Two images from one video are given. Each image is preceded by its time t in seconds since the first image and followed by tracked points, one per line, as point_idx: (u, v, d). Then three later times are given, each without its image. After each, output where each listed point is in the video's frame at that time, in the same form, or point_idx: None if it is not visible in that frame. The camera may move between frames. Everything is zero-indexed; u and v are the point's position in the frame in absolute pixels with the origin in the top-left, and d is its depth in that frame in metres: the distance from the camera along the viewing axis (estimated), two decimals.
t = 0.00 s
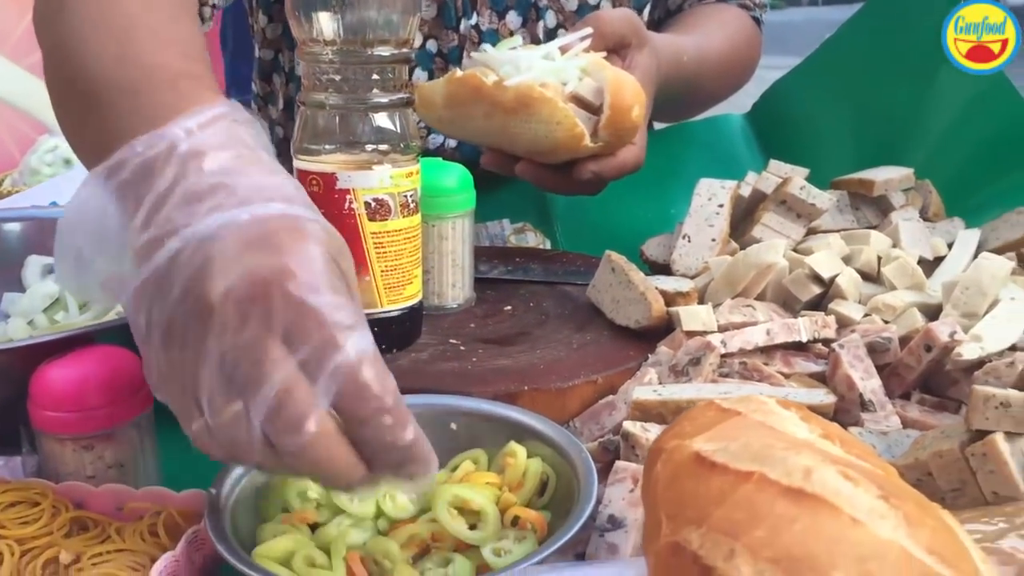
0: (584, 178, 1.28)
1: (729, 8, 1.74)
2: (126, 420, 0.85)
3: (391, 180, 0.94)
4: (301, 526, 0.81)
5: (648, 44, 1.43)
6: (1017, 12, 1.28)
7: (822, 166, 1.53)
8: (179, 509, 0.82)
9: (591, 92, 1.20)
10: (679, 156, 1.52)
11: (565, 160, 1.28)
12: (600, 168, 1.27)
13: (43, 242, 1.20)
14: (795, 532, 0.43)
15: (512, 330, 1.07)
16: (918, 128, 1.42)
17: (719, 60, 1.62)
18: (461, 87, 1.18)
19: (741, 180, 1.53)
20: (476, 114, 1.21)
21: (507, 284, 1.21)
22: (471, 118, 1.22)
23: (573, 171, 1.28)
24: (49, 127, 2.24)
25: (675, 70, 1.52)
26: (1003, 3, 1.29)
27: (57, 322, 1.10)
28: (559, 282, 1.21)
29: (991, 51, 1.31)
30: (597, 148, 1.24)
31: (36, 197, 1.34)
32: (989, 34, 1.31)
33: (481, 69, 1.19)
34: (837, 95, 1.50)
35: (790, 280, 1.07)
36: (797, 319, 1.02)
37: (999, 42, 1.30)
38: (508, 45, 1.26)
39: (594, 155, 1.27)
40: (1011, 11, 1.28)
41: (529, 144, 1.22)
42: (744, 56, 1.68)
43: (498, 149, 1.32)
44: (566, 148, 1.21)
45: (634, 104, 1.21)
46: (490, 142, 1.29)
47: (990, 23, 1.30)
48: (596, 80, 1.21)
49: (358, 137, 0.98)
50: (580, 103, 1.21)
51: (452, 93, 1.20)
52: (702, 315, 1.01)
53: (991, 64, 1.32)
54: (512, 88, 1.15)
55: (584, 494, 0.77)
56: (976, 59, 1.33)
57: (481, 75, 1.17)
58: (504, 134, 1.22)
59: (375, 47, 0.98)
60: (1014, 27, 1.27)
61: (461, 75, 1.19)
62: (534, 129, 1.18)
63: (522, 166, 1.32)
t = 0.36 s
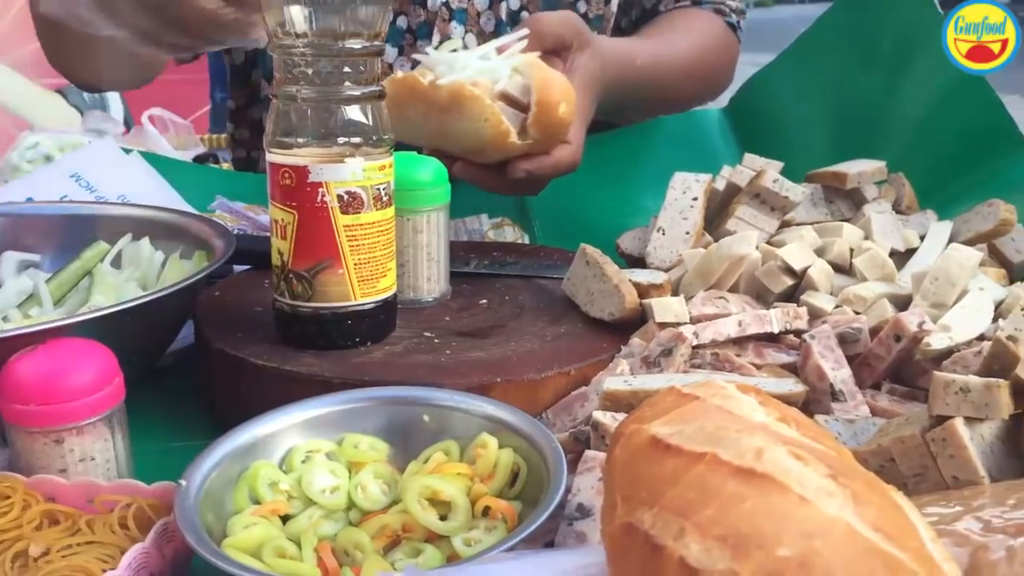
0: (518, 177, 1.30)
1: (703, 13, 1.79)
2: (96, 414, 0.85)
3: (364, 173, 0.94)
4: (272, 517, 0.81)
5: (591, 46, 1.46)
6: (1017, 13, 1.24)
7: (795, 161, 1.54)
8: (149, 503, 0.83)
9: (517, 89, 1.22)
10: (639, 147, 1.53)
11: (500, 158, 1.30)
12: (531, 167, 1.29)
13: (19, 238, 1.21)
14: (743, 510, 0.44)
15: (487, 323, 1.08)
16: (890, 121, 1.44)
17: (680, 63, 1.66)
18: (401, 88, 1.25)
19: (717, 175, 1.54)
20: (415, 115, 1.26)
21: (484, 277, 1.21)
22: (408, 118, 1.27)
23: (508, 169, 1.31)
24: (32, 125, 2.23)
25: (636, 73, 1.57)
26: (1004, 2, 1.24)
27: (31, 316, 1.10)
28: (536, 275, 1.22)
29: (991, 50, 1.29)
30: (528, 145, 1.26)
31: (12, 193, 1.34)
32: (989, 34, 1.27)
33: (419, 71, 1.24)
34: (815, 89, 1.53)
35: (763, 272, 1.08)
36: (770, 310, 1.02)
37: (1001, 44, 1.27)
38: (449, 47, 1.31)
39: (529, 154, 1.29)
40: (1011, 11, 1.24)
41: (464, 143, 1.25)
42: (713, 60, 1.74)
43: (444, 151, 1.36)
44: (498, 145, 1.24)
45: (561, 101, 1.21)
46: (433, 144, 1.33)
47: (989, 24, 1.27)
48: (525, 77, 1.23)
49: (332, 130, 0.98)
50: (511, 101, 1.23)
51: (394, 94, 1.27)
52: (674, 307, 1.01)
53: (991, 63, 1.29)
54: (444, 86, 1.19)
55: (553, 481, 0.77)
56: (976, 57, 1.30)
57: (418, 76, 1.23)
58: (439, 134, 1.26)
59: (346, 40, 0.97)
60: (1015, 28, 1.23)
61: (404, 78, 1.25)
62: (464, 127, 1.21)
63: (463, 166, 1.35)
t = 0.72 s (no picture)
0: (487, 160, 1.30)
1: (664, 17, 1.81)
2: (76, 421, 0.84)
3: (345, 179, 0.94)
4: (252, 523, 0.81)
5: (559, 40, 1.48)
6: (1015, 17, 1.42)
7: (774, 163, 1.55)
8: (129, 510, 0.83)
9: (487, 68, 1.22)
10: (611, 137, 1.52)
11: (469, 140, 1.29)
12: (499, 151, 1.28)
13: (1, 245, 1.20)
14: (713, 516, 0.44)
15: (470, 328, 1.08)
16: (870, 127, 1.45)
17: (642, 64, 1.70)
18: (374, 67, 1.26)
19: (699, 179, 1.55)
20: (380, 95, 1.26)
21: (468, 282, 1.21)
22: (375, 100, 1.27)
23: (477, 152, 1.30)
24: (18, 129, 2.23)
25: (595, 74, 1.59)
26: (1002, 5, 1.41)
27: (12, 322, 1.10)
28: (519, 279, 1.22)
29: (991, 51, 1.46)
30: (498, 125, 1.25)
31: None
32: (990, 34, 1.45)
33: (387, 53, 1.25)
34: (794, 91, 1.54)
35: (744, 276, 1.08)
36: (751, 314, 1.03)
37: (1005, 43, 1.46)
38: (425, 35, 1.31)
39: (497, 137, 1.29)
40: (1009, 13, 1.41)
41: (431, 121, 1.25)
42: (675, 62, 1.78)
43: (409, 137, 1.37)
44: (468, 125, 1.24)
45: (532, 83, 1.22)
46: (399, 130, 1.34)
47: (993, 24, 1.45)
48: (497, 60, 1.23)
49: (313, 136, 0.99)
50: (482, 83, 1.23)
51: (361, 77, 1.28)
52: (655, 311, 1.02)
53: (990, 63, 1.47)
54: (415, 65, 1.21)
55: (534, 484, 0.77)
56: (976, 57, 1.48)
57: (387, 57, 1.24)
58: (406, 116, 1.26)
59: (327, 46, 0.97)
60: (1013, 28, 1.41)
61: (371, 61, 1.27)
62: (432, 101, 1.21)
63: (429, 149, 1.34)
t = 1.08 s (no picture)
0: (528, 158, 1.31)
1: (655, 23, 1.82)
2: (53, 430, 0.83)
3: (322, 188, 0.94)
4: (228, 533, 0.81)
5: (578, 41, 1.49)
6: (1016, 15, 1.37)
7: (755, 169, 1.56)
8: (103, 521, 0.82)
9: (546, 66, 1.24)
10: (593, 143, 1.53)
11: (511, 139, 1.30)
12: (542, 149, 1.30)
13: None
14: (677, 529, 0.44)
15: (448, 336, 1.08)
16: (850, 133, 1.46)
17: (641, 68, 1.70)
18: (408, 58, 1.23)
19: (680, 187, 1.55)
20: (415, 84, 1.24)
21: (447, 289, 1.22)
22: (410, 90, 1.26)
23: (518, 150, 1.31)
24: None
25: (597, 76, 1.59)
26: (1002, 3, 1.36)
27: None
28: (499, 287, 1.22)
29: (991, 50, 1.43)
30: (550, 123, 1.26)
31: None
32: (989, 34, 1.40)
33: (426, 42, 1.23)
34: (774, 97, 1.55)
35: (722, 284, 1.09)
36: (728, 322, 1.03)
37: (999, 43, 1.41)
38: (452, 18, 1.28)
39: (540, 136, 1.30)
40: (1010, 12, 1.36)
41: (478, 115, 1.23)
42: (670, 66, 1.78)
43: (437, 131, 1.36)
44: (520, 121, 1.23)
45: (588, 81, 1.25)
46: (427, 121, 1.33)
47: (989, 24, 1.38)
48: (552, 56, 1.25)
49: (289, 144, 0.98)
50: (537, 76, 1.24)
51: (393, 64, 1.25)
52: (633, 319, 1.02)
53: (990, 62, 1.45)
54: (461, 56, 1.18)
55: (510, 492, 0.77)
56: (976, 56, 1.45)
57: (425, 45, 1.21)
58: (445, 107, 1.25)
59: (306, 55, 0.98)
60: (1014, 28, 1.36)
61: (405, 46, 1.24)
62: (487, 97, 1.19)
63: (464, 146, 1.35)
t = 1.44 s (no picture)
0: (541, 166, 1.33)
1: (628, 27, 1.82)
2: (19, 438, 0.83)
3: (291, 196, 0.94)
4: (192, 542, 0.81)
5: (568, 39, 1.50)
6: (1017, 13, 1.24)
7: (724, 178, 1.57)
8: (66, 529, 0.82)
9: (573, 79, 1.24)
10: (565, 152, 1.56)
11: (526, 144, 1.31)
12: (558, 159, 1.32)
13: None
14: (622, 536, 0.45)
15: (418, 343, 1.08)
16: (821, 139, 1.48)
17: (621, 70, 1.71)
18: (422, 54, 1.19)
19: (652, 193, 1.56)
20: (433, 86, 1.22)
21: (418, 296, 1.22)
22: (428, 91, 1.23)
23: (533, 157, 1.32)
24: None
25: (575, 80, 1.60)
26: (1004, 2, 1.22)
27: None
28: (470, 294, 1.23)
29: (991, 51, 1.28)
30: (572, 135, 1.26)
31: None
32: (989, 34, 1.26)
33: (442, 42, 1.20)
34: (743, 106, 1.56)
35: (689, 291, 1.10)
36: (695, 328, 1.04)
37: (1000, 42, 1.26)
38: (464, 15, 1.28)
39: (555, 145, 1.32)
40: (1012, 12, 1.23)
41: (501, 121, 1.22)
42: (649, 68, 1.79)
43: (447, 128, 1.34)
44: (543, 130, 1.22)
45: (613, 96, 1.27)
46: (437, 116, 1.31)
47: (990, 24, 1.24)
48: (578, 70, 1.26)
49: (257, 152, 0.99)
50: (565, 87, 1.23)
51: (402, 60, 1.22)
52: (600, 326, 1.03)
53: (991, 63, 1.30)
54: (488, 62, 1.16)
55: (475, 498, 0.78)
56: (976, 57, 1.30)
57: (442, 44, 1.18)
58: (464, 110, 1.23)
59: (273, 63, 0.98)
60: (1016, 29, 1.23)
61: (419, 43, 1.20)
62: (514, 107, 1.18)
63: (472, 147, 1.35)
